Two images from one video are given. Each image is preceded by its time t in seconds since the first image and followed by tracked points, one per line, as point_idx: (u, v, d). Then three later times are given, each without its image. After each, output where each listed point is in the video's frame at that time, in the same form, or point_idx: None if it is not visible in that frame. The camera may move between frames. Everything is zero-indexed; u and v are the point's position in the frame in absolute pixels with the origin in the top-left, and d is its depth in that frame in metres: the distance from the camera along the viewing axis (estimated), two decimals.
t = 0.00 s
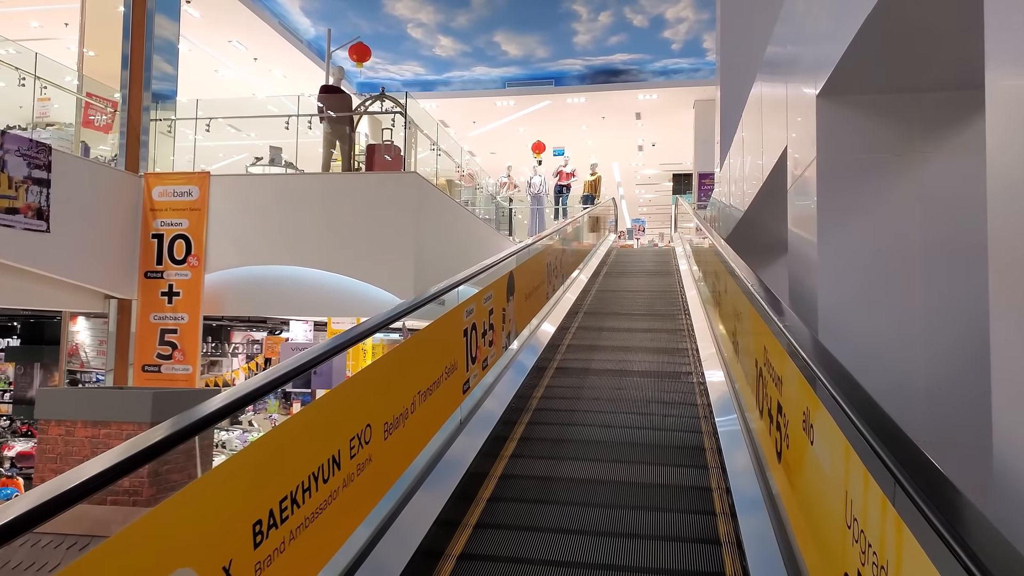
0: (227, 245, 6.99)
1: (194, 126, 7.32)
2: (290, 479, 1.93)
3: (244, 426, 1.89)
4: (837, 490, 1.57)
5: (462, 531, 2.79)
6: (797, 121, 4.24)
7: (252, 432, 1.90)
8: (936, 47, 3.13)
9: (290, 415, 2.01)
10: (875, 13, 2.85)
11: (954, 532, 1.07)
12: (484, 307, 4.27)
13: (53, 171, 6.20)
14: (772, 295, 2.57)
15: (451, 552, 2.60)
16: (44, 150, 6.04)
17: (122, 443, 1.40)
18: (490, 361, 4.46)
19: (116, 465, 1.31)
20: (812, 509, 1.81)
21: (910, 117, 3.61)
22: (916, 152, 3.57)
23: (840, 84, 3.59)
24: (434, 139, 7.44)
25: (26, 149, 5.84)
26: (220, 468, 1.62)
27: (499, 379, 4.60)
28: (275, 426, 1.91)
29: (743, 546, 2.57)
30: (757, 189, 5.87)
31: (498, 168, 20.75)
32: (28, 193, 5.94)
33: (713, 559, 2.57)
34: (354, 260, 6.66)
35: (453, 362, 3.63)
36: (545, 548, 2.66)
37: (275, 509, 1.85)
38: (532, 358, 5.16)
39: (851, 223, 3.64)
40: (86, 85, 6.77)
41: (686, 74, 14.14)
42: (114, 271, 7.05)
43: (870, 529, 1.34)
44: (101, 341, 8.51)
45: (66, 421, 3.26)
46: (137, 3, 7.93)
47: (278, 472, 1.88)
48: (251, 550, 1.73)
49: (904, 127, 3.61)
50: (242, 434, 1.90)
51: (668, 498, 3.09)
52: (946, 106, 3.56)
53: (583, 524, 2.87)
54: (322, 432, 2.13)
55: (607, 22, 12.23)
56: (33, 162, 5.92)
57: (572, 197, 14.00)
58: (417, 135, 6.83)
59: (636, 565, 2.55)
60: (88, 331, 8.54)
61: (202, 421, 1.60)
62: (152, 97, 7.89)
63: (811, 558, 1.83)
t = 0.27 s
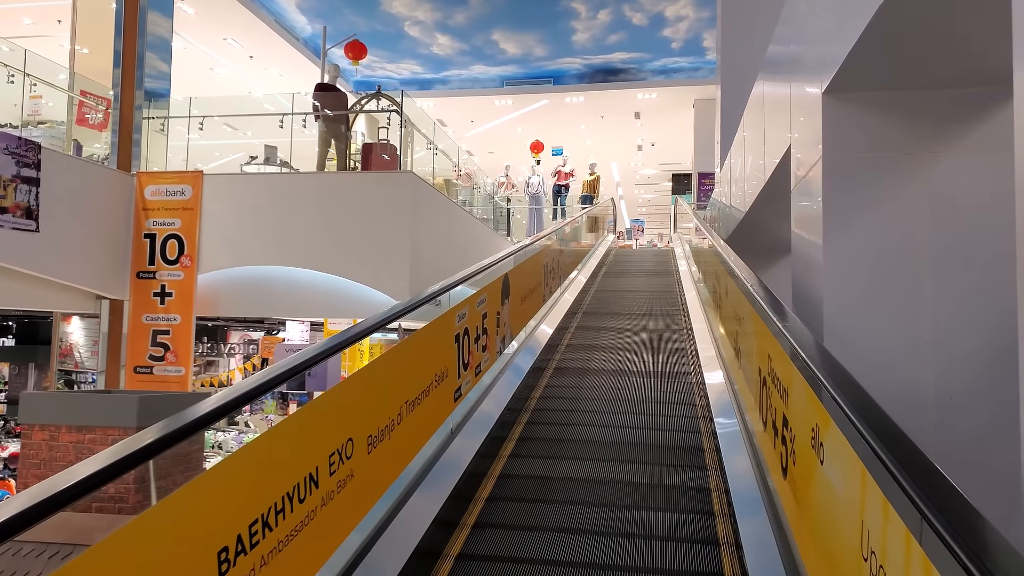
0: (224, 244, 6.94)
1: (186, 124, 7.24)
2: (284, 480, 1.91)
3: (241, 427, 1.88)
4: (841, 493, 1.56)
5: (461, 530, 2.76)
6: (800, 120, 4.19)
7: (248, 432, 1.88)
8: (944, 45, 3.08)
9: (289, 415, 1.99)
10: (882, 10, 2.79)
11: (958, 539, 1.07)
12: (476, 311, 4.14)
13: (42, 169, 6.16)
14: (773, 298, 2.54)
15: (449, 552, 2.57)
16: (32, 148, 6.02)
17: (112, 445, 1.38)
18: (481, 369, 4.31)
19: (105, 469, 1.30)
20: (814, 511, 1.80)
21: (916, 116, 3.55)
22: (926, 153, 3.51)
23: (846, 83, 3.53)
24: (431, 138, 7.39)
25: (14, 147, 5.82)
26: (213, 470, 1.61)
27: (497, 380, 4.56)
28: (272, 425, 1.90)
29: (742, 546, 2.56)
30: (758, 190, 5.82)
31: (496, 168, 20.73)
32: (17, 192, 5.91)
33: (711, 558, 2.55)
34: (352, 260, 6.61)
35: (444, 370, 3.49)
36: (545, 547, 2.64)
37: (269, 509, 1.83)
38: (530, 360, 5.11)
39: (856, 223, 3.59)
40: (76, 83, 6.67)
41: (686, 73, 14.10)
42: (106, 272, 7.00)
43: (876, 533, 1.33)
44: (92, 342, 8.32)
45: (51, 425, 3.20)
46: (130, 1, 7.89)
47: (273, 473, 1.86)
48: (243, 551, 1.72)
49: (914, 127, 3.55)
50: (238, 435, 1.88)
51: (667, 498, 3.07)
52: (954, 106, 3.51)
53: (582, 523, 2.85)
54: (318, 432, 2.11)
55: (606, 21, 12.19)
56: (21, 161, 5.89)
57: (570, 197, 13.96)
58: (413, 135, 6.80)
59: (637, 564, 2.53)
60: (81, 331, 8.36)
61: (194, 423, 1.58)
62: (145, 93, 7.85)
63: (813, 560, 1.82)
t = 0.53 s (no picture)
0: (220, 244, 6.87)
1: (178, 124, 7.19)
2: (281, 482, 1.90)
3: (237, 429, 1.84)
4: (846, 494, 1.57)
5: (461, 530, 2.76)
6: (803, 118, 4.13)
7: (246, 435, 1.84)
8: (951, 40, 3.02)
9: (286, 414, 1.98)
10: (891, 3, 2.73)
11: (967, 544, 1.08)
12: (471, 313, 3.98)
13: (31, 168, 6.06)
14: (775, 298, 2.51)
15: (449, 551, 2.57)
16: (22, 147, 5.90)
17: (105, 447, 1.36)
18: (475, 377, 4.11)
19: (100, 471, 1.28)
20: (819, 513, 1.79)
21: (922, 113, 3.49)
22: (939, 150, 3.45)
23: (850, 80, 3.48)
24: (427, 137, 7.34)
25: (3, 147, 5.71)
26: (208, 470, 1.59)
27: (495, 381, 4.51)
28: (270, 426, 1.88)
29: (743, 545, 2.56)
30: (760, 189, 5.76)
31: (494, 167, 20.69)
32: (6, 192, 5.82)
33: (711, 557, 2.54)
34: (349, 261, 6.56)
35: (435, 378, 3.32)
36: (544, 547, 2.64)
37: (269, 507, 1.84)
38: (528, 361, 5.06)
39: (862, 222, 3.52)
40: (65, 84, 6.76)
41: (685, 72, 14.07)
42: (97, 273, 6.94)
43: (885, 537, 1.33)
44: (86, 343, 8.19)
45: (34, 432, 3.17)
46: None
47: (270, 475, 1.85)
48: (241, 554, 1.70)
49: (925, 125, 3.49)
50: (234, 437, 1.83)
51: (666, 497, 3.06)
52: (960, 103, 3.45)
53: (581, 522, 2.85)
54: (314, 433, 2.09)
55: (604, 18, 12.15)
56: (10, 161, 5.79)
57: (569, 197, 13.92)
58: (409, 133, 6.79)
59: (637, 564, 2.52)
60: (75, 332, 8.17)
61: (188, 425, 1.56)
62: (138, 94, 7.79)
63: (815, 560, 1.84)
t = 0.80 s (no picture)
0: (215, 244, 6.81)
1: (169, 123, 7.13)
2: (278, 483, 1.86)
3: (234, 431, 1.85)
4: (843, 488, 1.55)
5: (460, 528, 2.75)
6: (806, 112, 4.04)
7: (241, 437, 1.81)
8: (962, 32, 2.92)
9: (281, 416, 1.93)
10: None
11: (968, 541, 1.06)
12: (463, 317, 3.87)
13: (17, 167, 5.99)
14: (776, 297, 2.47)
15: (449, 549, 2.57)
16: (7, 146, 5.84)
17: (91, 454, 1.30)
18: (467, 382, 3.97)
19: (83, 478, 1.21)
20: (826, 535, 1.68)
21: (932, 107, 3.37)
22: (949, 146, 3.34)
23: (857, 73, 3.37)
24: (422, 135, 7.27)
25: None
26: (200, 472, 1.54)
27: (493, 381, 4.47)
28: (266, 426, 1.84)
29: (741, 541, 2.54)
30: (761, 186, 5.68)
31: (491, 165, 20.65)
32: None
33: (711, 553, 2.53)
34: (345, 259, 6.52)
35: (425, 385, 3.19)
36: (544, 545, 2.63)
37: (270, 506, 1.82)
38: (527, 360, 5.02)
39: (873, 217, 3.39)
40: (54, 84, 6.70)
41: (683, 68, 14.01)
42: (86, 275, 6.87)
43: (882, 533, 1.32)
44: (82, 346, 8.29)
45: (16, 440, 3.24)
46: None
47: (267, 476, 1.82)
48: (237, 557, 1.66)
49: (935, 120, 3.37)
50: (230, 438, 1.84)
51: (666, 494, 3.05)
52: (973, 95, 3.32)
53: (580, 520, 2.84)
54: (312, 433, 2.06)
55: (601, 13, 12.13)
56: None
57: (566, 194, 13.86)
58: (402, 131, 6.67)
59: (634, 560, 2.52)
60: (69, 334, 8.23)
61: (180, 428, 1.51)
62: (126, 91, 7.72)
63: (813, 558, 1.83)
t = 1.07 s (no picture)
0: (210, 243, 6.75)
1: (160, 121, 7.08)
2: (274, 484, 1.84)
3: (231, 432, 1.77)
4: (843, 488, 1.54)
5: (459, 527, 2.75)
6: (806, 110, 3.98)
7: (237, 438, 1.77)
8: (970, 27, 2.85)
9: (278, 417, 1.89)
10: None
11: (968, 540, 1.05)
12: (454, 321, 3.76)
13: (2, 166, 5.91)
14: (778, 297, 2.44)
15: (449, 549, 2.57)
16: None
17: (82, 458, 1.28)
18: (460, 389, 3.84)
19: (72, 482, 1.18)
20: (837, 563, 1.58)
21: (939, 103, 3.31)
22: (960, 141, 3.25)
23: (862, 68, 3.31)
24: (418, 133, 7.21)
25: None
26: (192, 476, 1.52)
27: (491, 381, 4.44)
28: (262, 429, 1.81)
29: (741, 540, 2.53)
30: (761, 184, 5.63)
31: (488, 164, 20.60)
32: None
33: (710, 552, 2.53)
34: (342, 259, 6.47)
35: (415, 393, 3.06)
36: (542, 544, 2.63)
37: (270, 507, 1.81)
38: (525, 360, 4.99)
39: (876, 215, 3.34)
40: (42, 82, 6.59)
41: (682, 65, 13.95)
42: (76, 276, 6.78)
43: (884, 532, 1.31)
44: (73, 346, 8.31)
45: None
46: None
47: (263, 478, 1.79)
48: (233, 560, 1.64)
49: (945, 115, 3.30)
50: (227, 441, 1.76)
51: (664, 493, 3.05)
52: (983, 89, 3.24)
53: (579, 518, 2.84)
54: (308, 432, 2.03)
55: (599, 11, 12.04)
56: None
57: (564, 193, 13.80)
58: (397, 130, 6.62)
59: (632, 559, 2.51)
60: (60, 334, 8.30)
61: (171, 432, 1.47)
62: (115, 88, 7.63)
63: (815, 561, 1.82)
